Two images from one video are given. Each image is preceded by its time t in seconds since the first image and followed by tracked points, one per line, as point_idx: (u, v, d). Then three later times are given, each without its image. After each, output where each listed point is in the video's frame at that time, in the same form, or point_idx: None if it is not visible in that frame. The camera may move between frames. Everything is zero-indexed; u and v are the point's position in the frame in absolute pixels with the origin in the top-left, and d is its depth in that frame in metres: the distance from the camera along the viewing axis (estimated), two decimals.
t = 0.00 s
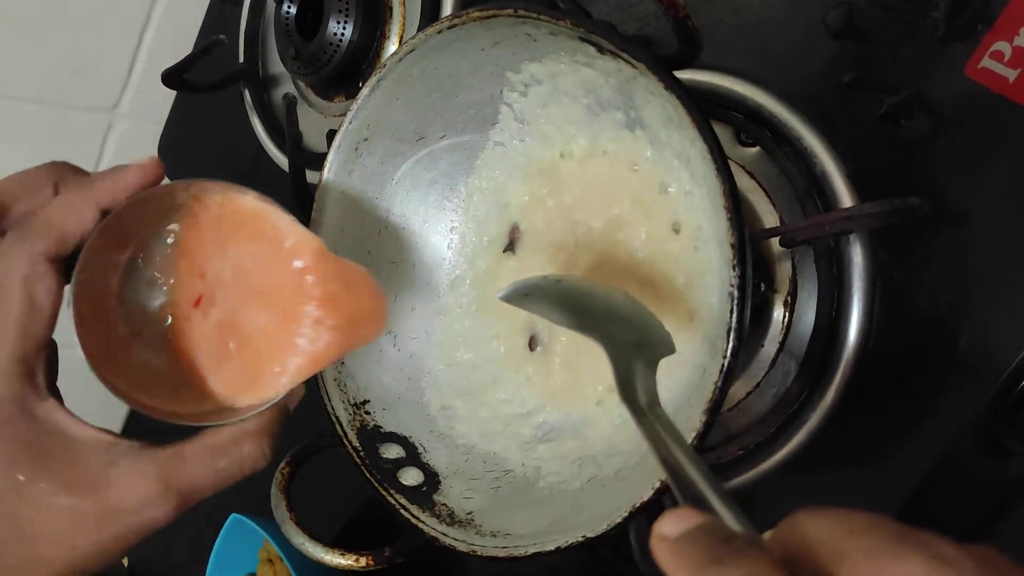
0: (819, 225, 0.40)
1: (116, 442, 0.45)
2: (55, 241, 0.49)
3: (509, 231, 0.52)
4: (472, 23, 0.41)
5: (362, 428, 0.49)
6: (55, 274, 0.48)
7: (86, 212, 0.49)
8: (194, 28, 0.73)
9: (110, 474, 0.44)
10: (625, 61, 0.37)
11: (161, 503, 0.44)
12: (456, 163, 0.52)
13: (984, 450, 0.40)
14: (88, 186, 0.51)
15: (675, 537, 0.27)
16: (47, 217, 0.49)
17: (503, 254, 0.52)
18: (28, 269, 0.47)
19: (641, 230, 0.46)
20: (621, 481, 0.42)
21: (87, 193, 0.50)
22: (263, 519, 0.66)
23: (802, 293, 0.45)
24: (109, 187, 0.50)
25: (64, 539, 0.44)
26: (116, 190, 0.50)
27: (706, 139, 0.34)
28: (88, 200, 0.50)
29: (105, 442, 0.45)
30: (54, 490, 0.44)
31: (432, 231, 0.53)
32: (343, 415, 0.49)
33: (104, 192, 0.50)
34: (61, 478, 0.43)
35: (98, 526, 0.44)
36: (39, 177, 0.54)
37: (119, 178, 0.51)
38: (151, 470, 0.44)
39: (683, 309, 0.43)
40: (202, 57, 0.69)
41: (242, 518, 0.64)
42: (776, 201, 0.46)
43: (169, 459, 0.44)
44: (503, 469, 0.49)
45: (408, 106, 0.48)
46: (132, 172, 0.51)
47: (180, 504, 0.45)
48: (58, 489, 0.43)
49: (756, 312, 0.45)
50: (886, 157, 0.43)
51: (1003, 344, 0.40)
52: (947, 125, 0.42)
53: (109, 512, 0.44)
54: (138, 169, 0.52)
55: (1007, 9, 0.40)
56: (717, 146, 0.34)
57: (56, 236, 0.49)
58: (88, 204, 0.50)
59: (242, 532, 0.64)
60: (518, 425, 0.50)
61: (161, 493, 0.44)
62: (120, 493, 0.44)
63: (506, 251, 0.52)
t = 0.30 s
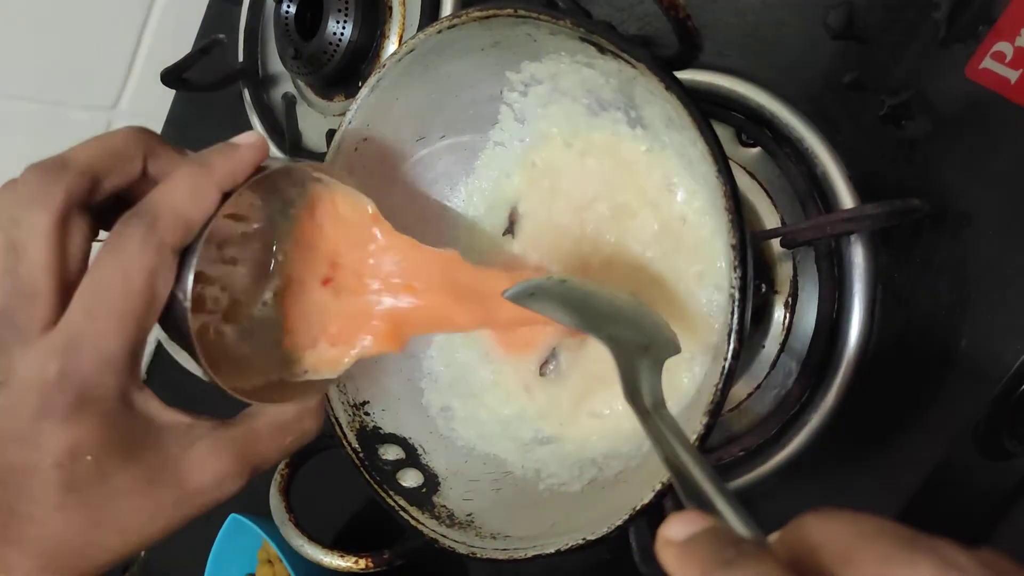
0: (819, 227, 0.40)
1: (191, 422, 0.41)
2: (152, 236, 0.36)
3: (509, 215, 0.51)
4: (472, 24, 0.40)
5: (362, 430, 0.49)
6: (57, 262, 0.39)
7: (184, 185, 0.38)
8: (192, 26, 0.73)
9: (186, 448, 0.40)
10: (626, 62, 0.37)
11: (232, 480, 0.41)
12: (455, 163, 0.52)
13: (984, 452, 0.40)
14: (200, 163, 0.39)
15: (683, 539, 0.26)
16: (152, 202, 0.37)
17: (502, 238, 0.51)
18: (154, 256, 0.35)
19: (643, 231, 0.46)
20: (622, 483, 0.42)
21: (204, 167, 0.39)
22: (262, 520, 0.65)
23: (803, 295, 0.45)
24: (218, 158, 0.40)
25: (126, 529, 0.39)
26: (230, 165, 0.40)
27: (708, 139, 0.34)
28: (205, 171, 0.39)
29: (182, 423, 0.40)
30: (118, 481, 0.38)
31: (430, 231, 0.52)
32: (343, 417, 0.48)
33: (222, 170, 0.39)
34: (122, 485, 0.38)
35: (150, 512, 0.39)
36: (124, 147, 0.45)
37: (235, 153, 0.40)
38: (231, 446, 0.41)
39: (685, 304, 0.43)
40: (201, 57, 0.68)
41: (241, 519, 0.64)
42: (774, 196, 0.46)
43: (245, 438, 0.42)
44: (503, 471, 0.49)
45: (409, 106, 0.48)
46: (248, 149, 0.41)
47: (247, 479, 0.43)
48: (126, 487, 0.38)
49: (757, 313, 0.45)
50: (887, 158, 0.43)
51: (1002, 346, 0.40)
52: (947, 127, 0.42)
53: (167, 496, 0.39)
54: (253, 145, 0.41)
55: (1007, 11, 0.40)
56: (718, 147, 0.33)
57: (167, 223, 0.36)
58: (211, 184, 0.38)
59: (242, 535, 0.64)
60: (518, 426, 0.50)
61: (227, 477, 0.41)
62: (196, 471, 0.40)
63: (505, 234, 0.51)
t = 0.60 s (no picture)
0: (821, 231, 0.39)
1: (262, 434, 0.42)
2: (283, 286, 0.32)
3: (500, 209, 0.52)
4: (471, 26, 0.40)
5: (360, 434, 0.49)
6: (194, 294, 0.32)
7: (321, 243, 0.33)
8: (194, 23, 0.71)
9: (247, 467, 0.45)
10: (626, 65, 0.37)
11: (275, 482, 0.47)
12: (455, 164, 0.52)
13: (987, 456, 0.40)
14: (326, 204, 0.33)
15: (694, 559, 0.27)
16: (274, 247, 0.32)
17: (492, 236, 0.52)
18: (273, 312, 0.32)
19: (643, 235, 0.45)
20: (623, 488, 0.41)
21: (333, 207, 0.33)
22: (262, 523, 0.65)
23: (804, 298, 0.45)
24: (347, 204, 0.34)
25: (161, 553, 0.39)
26: (362, 211, 0.34)
27: (708, 144, 0.33)
28: (341, 222, 0.33)
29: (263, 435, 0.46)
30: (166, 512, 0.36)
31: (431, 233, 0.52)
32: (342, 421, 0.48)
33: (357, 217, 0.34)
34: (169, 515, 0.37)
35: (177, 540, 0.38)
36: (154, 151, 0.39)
37: (362, 196, 0.35)
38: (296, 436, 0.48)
39: (688, 308, 0.43)
40: (200, 58, 0.68)
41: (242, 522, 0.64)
42: (774, 197, 0.46)
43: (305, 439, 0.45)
44: (503, 476, 0.49)
45: (408, 109, 0.47)
46: (374, 189, 0.35)
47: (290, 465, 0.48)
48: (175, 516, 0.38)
49: (759, 317, 0.45)
50: (890, 161, 0.43)
51: (1006, 349, 0.40)
52: (950, 130, 0.41)
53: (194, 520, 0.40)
54: (380, 187, 0.35)
55: (1012, 13, 0.39)
56: (720, 152, 0.33)
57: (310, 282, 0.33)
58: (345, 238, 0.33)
59: (241, 537, 0.64)
60: (517, 430, 0.50)
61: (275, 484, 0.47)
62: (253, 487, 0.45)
63: (495, 232, 0.52)
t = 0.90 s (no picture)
0: (823, 234, 0.39)
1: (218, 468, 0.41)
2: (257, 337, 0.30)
3: (500, 209, 0.51)
4: (473, 29, 0.40)
5: (362, 436, 0.50)
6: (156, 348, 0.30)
7: (296, 294, 0.30)
8: (196, 22, 0.72)
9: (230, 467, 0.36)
10: (628, 68, 0.36)
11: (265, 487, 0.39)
12: (458, 167, 0.52)
13: (989, 460, 0.40)
14: (314, 247, 0.30)
15: None
16: (247, 300, 0.30)
17: (491, 235, 0.52)
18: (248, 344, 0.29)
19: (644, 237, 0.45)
20: (625, 492, 0.41)
21: (317, 257, 0.30)
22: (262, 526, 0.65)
23: (806, 299, 0.45)
24: (331, 249, 0.31)
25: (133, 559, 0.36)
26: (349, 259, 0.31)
27: (711, 148, 0.33)
28: (324, 272, 0.30)
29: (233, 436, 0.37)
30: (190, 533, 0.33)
31: (433, 237, 0.53)
32: (343, 423, 0.49)
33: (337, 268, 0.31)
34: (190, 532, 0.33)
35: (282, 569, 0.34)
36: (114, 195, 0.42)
37: (349, 241, 0.31)
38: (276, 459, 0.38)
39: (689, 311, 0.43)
40: (200, 59, 0.68)
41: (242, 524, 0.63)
42: (777, 202, 0.46)
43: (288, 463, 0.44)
44: (505, 478, 0.49)
45: (408, 111, 0.47)
46: (359, 234, 0.32)
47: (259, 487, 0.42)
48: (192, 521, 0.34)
49: (760, 320, 0.45)
50: (892, 164, 0.43)
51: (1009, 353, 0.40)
52: (951, 132, 0.41)
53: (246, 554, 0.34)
54: (370, 230, 0.32)
55: (1014, 15, 0.39)
56: (722, 156, 0.33)
57: (280, 340, 0.30)
58: (328, 286, 0.30)
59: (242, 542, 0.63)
60: (518, 433, 0.50)
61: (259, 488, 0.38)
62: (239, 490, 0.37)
63: (494, 230, 0.51)
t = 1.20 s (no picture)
0: (826, 235, 0.39)
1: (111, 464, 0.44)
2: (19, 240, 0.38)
3: (501, 209, 0.52)
4: (475, 30, 0.40)
5: (364, 438, 0.49)
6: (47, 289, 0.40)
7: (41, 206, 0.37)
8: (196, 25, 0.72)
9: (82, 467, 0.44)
10: (631, 69, 0.36)
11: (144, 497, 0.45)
12: (461, 168, 0.52)
13: (992, 462, 0.39)
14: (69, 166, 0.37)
15: None
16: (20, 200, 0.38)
17: (494, 234, 0.52)
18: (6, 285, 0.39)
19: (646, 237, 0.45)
20: (627, 493, 0.41)
21: (71, 172, 0.37)
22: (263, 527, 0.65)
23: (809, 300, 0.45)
24: (96, 164, 0.37)
25: (51, 548, 0.45)
26: (105, 172, 0.37)
27: (715, 150, 0.33)
28: (68, 174, 0.37)
29: (81, 445, 0.44)
30: None
31: (436, 237, 0.53)
32: (345, 425, 0.48)
33: (88, 178, 0.37)
34: None
35: None
36: None
37: (109, 157, 0.37)
38: (130, 471, 0.44)
39: (692, 311, 0.43)
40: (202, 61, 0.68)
41: (243, 526, 0.63)
42: (780, 205, 0.46)
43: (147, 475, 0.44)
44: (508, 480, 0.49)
45: (410, 114, 0.47)
46: (124, 154, 0.37)
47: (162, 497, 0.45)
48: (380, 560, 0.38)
49: (765, 322, 0.46)
50: (896, 165, 0.43)
51: (1011, 354, 0.39)
52: (955, 134, 0.41)
53: None
54: (131, 148, 0.37)
55: (1016, 16, 0.39)
56: (726, 158, 0.33)
57: (22, 241, 0.38)
58: (70, 193, 0.36)
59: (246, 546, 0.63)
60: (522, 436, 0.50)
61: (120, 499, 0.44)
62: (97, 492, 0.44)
63: (495, 232, 0.52)
